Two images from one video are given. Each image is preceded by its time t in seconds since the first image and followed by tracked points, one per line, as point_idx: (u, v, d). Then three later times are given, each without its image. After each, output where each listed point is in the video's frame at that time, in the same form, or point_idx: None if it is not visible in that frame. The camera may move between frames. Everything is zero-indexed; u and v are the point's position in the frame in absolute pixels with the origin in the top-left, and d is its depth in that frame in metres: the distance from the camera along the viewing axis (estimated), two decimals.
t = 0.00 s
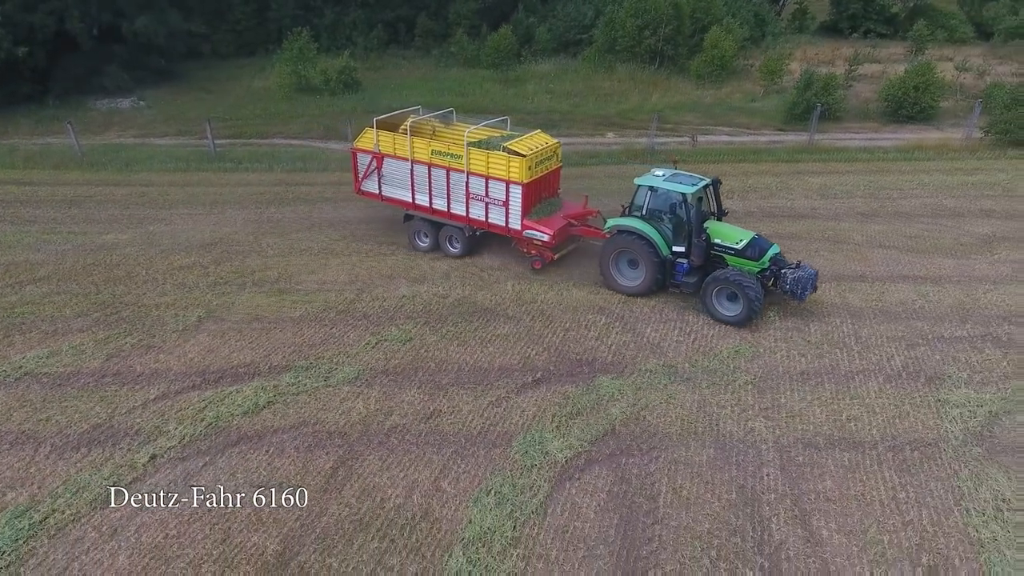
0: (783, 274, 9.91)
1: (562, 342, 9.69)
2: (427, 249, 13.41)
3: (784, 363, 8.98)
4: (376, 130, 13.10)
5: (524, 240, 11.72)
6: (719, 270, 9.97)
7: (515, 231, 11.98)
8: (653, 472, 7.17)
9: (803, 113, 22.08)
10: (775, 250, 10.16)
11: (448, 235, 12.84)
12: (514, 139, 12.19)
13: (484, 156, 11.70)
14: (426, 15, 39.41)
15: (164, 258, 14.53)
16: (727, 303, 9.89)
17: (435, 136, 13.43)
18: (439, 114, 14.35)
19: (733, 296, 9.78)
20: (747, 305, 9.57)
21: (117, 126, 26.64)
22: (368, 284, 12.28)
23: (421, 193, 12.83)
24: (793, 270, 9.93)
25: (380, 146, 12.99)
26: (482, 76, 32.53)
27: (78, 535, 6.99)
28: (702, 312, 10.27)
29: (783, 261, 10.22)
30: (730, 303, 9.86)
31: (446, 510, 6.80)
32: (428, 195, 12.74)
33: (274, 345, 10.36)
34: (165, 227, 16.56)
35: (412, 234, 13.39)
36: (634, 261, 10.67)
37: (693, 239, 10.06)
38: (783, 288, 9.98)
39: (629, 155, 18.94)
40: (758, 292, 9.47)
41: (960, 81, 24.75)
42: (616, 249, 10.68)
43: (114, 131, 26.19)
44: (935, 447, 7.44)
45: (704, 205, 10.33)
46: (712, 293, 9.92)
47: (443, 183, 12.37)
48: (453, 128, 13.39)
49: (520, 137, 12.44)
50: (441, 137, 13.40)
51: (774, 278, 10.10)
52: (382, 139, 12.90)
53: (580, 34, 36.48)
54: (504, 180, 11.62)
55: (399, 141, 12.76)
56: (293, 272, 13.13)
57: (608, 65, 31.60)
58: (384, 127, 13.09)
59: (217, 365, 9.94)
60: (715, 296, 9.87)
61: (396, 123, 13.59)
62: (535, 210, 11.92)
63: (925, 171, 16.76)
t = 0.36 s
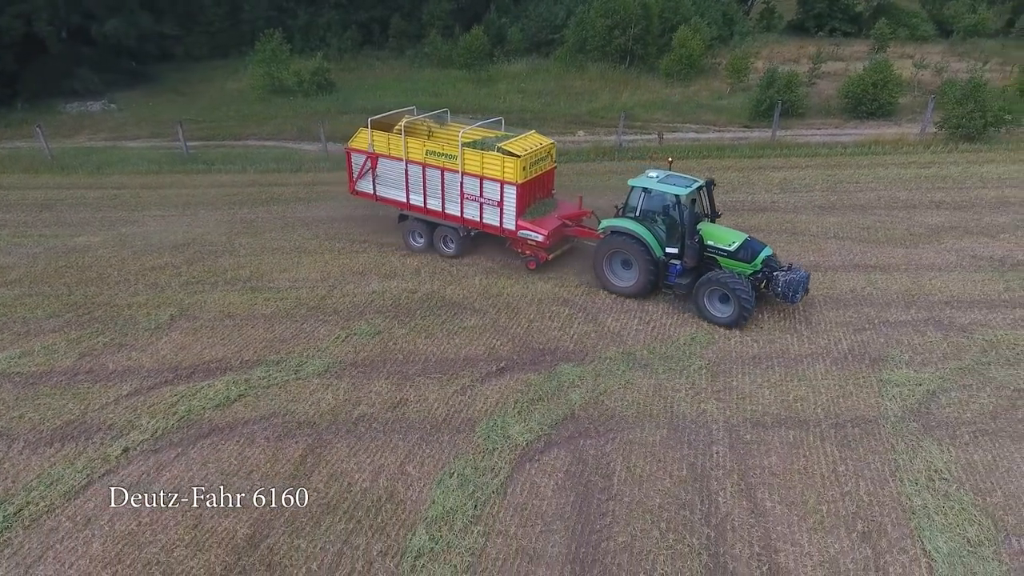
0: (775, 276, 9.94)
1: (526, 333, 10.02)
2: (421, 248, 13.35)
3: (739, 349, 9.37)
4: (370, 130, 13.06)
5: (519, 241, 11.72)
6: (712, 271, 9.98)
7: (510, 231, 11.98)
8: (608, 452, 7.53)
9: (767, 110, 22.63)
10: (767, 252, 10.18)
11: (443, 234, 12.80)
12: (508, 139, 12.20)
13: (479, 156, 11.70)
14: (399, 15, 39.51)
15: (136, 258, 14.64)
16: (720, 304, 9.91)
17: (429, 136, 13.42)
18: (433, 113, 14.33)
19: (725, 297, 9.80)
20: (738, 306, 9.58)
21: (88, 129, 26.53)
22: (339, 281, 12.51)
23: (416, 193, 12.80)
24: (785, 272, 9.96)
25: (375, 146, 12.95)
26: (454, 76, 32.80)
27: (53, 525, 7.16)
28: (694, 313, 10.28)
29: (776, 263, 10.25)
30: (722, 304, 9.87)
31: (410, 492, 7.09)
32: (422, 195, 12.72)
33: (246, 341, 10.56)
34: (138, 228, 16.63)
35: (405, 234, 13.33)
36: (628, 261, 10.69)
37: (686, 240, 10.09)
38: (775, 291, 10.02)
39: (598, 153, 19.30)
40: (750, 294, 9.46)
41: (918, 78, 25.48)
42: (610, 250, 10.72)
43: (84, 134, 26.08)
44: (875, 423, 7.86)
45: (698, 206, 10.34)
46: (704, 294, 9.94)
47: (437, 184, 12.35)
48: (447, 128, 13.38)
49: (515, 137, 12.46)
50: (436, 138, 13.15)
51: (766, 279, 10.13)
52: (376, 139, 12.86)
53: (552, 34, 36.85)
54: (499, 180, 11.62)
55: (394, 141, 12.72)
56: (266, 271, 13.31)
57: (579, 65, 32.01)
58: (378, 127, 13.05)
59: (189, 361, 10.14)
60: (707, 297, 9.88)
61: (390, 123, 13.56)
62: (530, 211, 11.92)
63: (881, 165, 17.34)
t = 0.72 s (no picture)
0: (774, 282, 9.85)
1: (500, 327, 10.29)
2: (423, 250, 13.27)
3: (706, 341, 9.67)
4: (373, 131, 13.06)
5: (520, 243, 11.70)
6: (712, 276, 9.93)
7: (511, 233, 11.96)
8: (576, 440, 7.80)
9: (744, 109, 23.01)
10: (768, 258, 10.09)
11: (444, 236, 12.77)
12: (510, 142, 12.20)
13: (481, 158, 11.69)
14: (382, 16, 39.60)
15: (118, 258, 14.78)
16: (720, 310, 9.85)
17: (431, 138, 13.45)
18: (437, 116, 14.36)
19: (725, 302, 9.73)
20: (738, 312, 9.50)
21: (70, 132, 26.51)
22: (318, 279, 12.73)
23: (417, 194, 12.79)
24: (785, 278, 9.87)
25: (377, 147, 12.95)
26: (437, 77, 33.03)
27: (35, 517, 7.34)
28: (694, 318, 10.20)
29: (776, 269, 10.15)
30: (722, 309, 9.81)
31: (384, 480, 7.34)
32: (424, 196, 12.71)
33: (226, 338, 10.75)
34: (119, 230, 16.73)
35: (406, 235, 13.29)
36: (628, 266, 10.62)
37: (686, 245, 10.02)
38: (774, 297, 9.95)
39: (577, 152, 19.56)
40: (750, 300, 9.38)
41: (892, 77, 25.99)
42: (610, 253, 10.66)
43: (66, 136, 26.06)
44: (833, 409, 8.18)
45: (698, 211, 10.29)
46: (704, 299, 9.88)
47: (439, 185, 12.33)
48: (450, 131, 13.40)
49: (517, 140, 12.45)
50: (436, 140, 13.35)
51: (767, 285, 10.03)
52: (379, 140, 12.87)
53: (534, 35, 37.11)
54: (501, 182, 11.61)
55: (396, 142, 12.73)
56: (247, 270, 13.47)
57: (560, 65, 32.31)
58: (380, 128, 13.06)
59: (169, 358, 10.31)
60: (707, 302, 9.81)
61: (393, 124, 13.56)
62: (531, 213, 11.91)
63: (851, 163, 17.75)
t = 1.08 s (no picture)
0: (777, 291, 9.73)
1: (474, 322, 10.56)
2: (425, 252, 13.22)
3: (674, 334, 9.97)
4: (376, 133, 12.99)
5: (522, 247, 11.64)
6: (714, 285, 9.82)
7: (514, 237, 11.89)
8: (544, 430, 8.08)
9: (721, 109, 23.38)
10: (771, 266, 9.97)
11: (447, 239, 12.71)
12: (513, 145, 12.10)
13: (484, 161, 11.60)
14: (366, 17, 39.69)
15: (101, 259, 14.93)
16: (721, 318, 9.69)
17: (435, 140, 13.38)
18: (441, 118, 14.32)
19: (726, 310, 9.57)
20: (740, 320, 9.37)
21: (52, 135, 26.52)
22: (298, 278, 12.94)
23: (421, 197, 12.71)
24: (787, 287, 9.74)
25: (380, 149, 12.88)
26: (420, 78, 33.25)
27: (16, 511, 7.52)
28: (696, 326, 10.09)
29: (779, 278, 10.03)
30: (723, 317, 9.70)
31: (356, 470, 7.59)
32: (427, 199, 12.64)
33: (206, 336, 10.95)
34: (101, 231, 16.85)
35: (409, 238, 13.24)
36: (630, 272, 10.55)
37: (688, 252, 9.92)
38: (777, 305, 9.80)
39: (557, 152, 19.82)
40: (751, 309, 9.24)
41: (867, 76, 26.45)
42: (612, 259, 10.58)
43: (49, 139, 26.07)
44: (792, 398, 8.49)
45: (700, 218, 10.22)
46: (705, 307, 9.76)
47: (442, 188, 12.26)
48: (453, 133, 13.31)
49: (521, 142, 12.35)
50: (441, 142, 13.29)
51: (770, 294, 9.91)
52: (382, 142, 12.80)
53: (518, 35, 37.36)
54: (504, 185, 11.52)
55: (400, 144, 12.65)
56: (228, 270, 13.66)
57: (543, 66, 32.59)
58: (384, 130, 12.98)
59: (149, 357, 10.50)
60: (708, 310, 9.70)
61: (397, 126, 13.47)
62: (534, 216, 11.83)
63: (823, 160, 18.14)
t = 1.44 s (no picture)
0: (774, 300, 9.57)
1: (444, 319, 10.79)
2: (422, 255, 13.13)
3: (637, 329, 10.24)
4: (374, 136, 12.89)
5: (519, 252, 11.54)
6: (709, 292, 9.67)
7: (511, 242, 11.79)
8: (507, 421, 8.32)
9: (695, 108, 23.74)
10: (769, 275, 9.78)
11: (444, 243, 12.62)
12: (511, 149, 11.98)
13: (481, 166, 11.49)
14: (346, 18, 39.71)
15: (77, 261, 15.01)
16: (717, 325, 9.60)
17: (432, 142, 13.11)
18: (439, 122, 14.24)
19: (721, 318, 9.45)
20: (734, 328, 9.27)
21: (29, 138, 26.43)
22: (271, 278, 13.11)
23: (418, 201, 12.62)
24: (784, 297, 9.58)
25: (378, 152, 12.79)
26: (400, 79, 33.40)
27: None
28: (692, 333, 9.97)
29: (777, 286, 9.84)
30: (719, 325, 9.57)
31: (324, 463, 7.79)
32: (425, 203, 12.54)
33: (180, 336, 11.09)
34: (78, 234, 16.89)
35: (406, 241, 13.14)
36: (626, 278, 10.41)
37: (684, 260, 9.74)
38: (774, 315, 9.65)
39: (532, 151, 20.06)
40: (747, 319, 9.13)
41: (838, 75, 26.93)
42: (609, 265, 10.45)
43: (26, 143, 25.99)
44: (748, 388, 8.80)
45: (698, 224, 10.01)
46: (701, 315, 9.63)
47: (439, 192, 12.16)
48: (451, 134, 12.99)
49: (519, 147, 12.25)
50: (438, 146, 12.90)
51: (766, 302, 9.73)
52: (380, 146, 12.70)
53: (497, 36, 37.57)
54: (501, 190, 11.40)
55: (398, 148, 12.55)
56: (204, 271, 13.78)
57: (521, 67, 32.85)
58: (381, 133, 12.88)
59: (123, 356, 10.63)
60: (703, 317, 9.58)
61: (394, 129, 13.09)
62: (532, 221, 11.73)
63: (792, 158, 18.51)
